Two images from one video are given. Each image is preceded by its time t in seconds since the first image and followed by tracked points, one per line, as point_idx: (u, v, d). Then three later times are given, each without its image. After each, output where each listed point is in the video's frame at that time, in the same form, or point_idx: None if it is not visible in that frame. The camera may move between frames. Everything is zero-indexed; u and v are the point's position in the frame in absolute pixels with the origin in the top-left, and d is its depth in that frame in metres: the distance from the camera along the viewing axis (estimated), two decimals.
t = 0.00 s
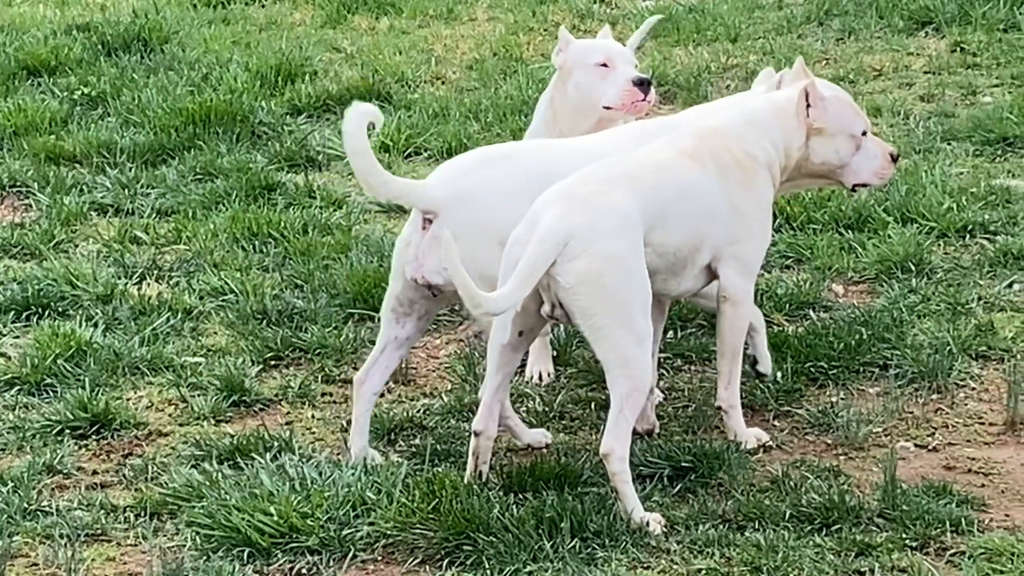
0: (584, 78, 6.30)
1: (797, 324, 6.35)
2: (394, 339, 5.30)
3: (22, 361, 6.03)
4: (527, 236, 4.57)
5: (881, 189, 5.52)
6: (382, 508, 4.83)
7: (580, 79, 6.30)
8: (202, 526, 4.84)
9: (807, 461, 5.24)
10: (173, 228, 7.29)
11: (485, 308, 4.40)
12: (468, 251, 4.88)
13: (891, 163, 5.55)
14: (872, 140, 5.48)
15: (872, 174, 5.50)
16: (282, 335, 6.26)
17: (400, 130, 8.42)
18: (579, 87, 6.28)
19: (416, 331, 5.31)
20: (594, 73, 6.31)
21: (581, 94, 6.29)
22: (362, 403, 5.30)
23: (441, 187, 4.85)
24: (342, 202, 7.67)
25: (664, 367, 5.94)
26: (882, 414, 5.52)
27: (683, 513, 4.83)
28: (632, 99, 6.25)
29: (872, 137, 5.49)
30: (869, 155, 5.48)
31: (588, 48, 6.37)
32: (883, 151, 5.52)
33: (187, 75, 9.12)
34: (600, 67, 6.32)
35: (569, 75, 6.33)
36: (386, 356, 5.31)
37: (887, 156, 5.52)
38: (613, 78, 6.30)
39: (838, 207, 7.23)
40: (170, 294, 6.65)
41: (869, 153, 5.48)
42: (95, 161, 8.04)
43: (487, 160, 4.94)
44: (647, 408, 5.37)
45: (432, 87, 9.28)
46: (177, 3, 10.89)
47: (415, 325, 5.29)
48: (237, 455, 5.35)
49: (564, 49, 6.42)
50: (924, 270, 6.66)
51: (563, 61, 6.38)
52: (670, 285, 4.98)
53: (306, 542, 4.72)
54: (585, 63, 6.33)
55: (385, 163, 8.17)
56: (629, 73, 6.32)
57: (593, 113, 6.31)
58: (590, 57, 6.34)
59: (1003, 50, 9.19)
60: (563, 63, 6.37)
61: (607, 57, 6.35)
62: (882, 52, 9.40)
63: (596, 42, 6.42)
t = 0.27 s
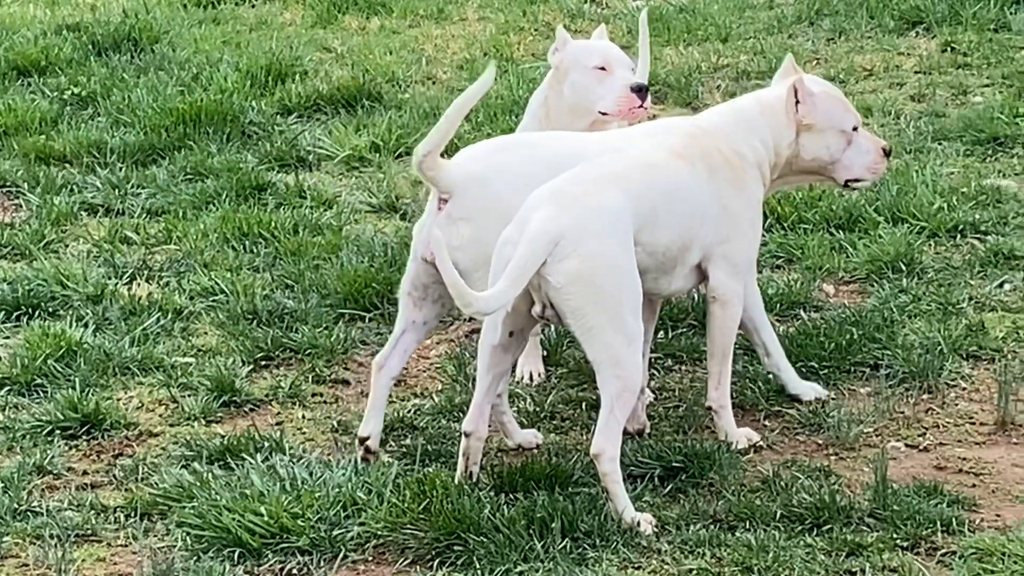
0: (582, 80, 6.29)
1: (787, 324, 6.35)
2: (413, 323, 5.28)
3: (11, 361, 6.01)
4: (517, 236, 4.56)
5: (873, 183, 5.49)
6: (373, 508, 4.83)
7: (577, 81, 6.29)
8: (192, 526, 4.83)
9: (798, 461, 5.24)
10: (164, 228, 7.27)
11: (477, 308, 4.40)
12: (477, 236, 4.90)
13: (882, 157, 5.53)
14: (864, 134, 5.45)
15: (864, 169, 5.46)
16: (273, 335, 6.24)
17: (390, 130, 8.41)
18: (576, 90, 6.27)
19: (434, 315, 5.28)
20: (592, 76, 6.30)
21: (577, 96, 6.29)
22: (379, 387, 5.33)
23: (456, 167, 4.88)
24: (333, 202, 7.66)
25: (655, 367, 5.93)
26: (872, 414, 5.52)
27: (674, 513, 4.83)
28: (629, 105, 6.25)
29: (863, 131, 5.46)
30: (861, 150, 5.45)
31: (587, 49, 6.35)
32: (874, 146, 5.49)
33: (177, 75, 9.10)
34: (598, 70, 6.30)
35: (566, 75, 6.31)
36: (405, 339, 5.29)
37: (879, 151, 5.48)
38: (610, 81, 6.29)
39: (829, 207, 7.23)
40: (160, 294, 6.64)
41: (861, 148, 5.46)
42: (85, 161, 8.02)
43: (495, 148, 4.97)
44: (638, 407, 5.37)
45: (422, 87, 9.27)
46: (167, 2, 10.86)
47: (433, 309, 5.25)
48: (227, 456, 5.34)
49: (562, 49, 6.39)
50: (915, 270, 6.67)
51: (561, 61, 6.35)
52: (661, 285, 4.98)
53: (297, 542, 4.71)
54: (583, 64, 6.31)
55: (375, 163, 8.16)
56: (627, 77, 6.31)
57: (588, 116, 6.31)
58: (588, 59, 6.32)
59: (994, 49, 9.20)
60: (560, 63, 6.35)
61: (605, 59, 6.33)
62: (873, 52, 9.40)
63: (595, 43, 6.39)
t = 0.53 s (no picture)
0: (585, 85, 6.15)
1: (780, 324, 6.35)
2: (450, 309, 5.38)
3: (3, 362, 6.00)
4: (508, 237, 4.56)
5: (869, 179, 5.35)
6: (365, 509, 4.82)
7: (580, 85, 6.15)
8: (185, 527, 4.82)
9: (790, 461, 5.24)
10: (156, 229, 7.26)
11: (468, 308, 4.40)
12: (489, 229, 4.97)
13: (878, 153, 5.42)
14: (858, 130, 5.35)
15: (858, 167, 5.35)
16: (265, 336, 6.23)
17: (382, 130, 8.41)
18: (578, 94, 6.14)
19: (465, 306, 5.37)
20: (595, 80, 6.16)
21: (579, 101, 6.16)
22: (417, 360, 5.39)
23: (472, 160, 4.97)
24: (325, 203, 7.65)
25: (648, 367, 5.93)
26: (865, 414, 5.52)
27: (667, 513, 4.83)
28: (633, 110, 6.10)
29: (857, 128, 5.35)
30: (855, 147, 5.34)
31: (590, 52, 6.20)
32: (869, 141, 5.38)
33: (169, 75, 9.09)
34: (602, 75, 6.16)
35: (568, 79, 6.17)
36: (443, 321, 5.39)
37: (874, 147, 5.38)
38: (614, 86, 6.16)
39: (821, 207, 7.23)
40: (152, 295, 6.63)
41: (854, 144, 5.34)
42: (76, 162, 8.01)
43: (505, 145, 5.06)
44: (630, 407, 5.37)
45: (414, 87, 9.27)
46: (159, 3, 10.85)
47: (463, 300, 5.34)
48: (219, 456, 5.33)
49: (563, 51, 6.23)
50: (907, 270, 6.67)
51: (563, 63, 6.20)
52: (652, 284, 4.97)
53: (289, 543, 4.71)
54: (586, 68, 6.17)
55: (368, 164, 8.16)
56: (631, 81, 6.17)
57: (590, 120, 6.19)
58: (591, 62, 6.18)
59: (985, 50, 9.21)
60: (562, 66, 6.19)
61: (609, 63, 6.19)
62: (865, 52, 9.41)
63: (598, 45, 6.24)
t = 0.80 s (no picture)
0: (590, 92, 6.15)
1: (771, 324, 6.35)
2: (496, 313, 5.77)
3: None
4: (500, 239, 4.55)
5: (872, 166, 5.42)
6: (356, 510, 4.82)
7: (585, 92, 6.14)
8: (176, 527, 4.81)
9: (782, 461, 5.24)
10: (147, 229, 7.25)
11: (460, 310, 4.39)
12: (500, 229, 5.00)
13: (873, 147, 5.37)
14: (852, 127, 5.32)
15: (853, 161, 5.33)
16: (256, 337, 6.22)
17: (374, 130, 8.40)
18: (584, 100, 6.12)
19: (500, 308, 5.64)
20: (599, 88, 6.16)
21: (583, 107, 6.14)
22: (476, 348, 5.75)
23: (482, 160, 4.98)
24: (316, 203, 7.64)
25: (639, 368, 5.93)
26: (856, 414, 5.52)
27: (658, 513, 4.82)
28: (638, 119, 6.12)
29: (852, 124, 5.32)
30: (849, 143, 5.32)
31: (593, 59, 6.20)
32: (863, 136, 5.34)
33: (160, 76, 9.07)
34: (606, 82, 6.17)
35: (572, 85, 6.15)
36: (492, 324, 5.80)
37: (868, 142, 5.35)
38: (618, 94, 6.17)
39: (812, 207, 7.23)
40: (143, 295, 6.62)
41: (848, 140, 5.32)
42: (67, 162, 7.99)
43: (512, 144, 5.06)
44: (622, 407, 5.37)
45: (406, 88, 9.26)
46: (150, 3, 10.82)
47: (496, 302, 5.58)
48: (210, 456, 5.32)
49: (565, 57, 6.21)
50: (898, 270, 6.67)
51: (566, 69, 6.18)
52: (643, 283, 4.96)
53: (280, 543, 4.70)
54: (591, 75, 6.17)
55: (359, 164, 8.15)
56: (634, 90, 6.19)
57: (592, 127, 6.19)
58: (595, 70, 6.18)
59: (977, 50, 9.21)
60: (566, 72, 6.17)
61: (612, 71, 6.20)
62: (856, 52, 9.41)
63: (599, 52, 6.24)
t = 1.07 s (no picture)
0: (595, 97, 6.15)
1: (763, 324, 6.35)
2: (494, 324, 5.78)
3: None
4: (491, 238, 4.55)
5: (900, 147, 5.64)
6: (348, 510, 4.81)
7: (591, 96, 6.14)
8: (167, 527, 4.80)
9: (773, 461, 5.24)
10: (138, 229, 7.23)
11: (453, 311, 4.39)
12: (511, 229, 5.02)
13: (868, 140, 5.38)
14: (847, 121, 5.33)
15: (850, 154, 5.32)
16: (247, 337, 6.21)
17: (365, 131, 8.40)
18: (590, 104, 6.12)
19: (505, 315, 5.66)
20: (605, 93, 6.16)
21: (588, 112, 6.14)
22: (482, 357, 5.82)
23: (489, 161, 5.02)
24: (307, 203, 7.64)
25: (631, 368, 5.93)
26: (848, 414, 5.52)
27: (650, 514, 4.82)
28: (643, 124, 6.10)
29: (846, 117, 5.33)
30: (845, 136, 5.31)
31: (602, 65, 6.21)
32: (859, 130, 5.34)
33: (151, 76, 9.06)
34: (613, 88, 6.17)
35: (578, 88, 6.16)
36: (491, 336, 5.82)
37: (863, 135, 5.35)
38: (625, 100, 6.16)
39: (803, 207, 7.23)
40: (134, 296, 6.61)
41: (844, 133, 5.31)
42: (58, 162, 7.98)
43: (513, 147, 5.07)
44: (614, 406, 5.37)
45: (397, 88, 9.26)
46: (140, 2, 10.81)
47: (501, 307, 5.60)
48: (202, 457, 5.31)
49: (571, 62, 6.23)
50: (890, 270, 6.68)
51: (573, 74, 6.19)
52: (637, 283, 4.95)
53: (271, 543, 4.69)
54: (597, 80, 6.17)
55: (350, 164, 8.14)
56: (640, 96, 6.17)
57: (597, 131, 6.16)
58: (603, 76, 6.19)
59: (968, 50, 9.22)
60: (571, 76, 6.19)
61: (620, 78, 6.20)
62: (847, 52, 9.42)
63: (606, 57, 6.26)
